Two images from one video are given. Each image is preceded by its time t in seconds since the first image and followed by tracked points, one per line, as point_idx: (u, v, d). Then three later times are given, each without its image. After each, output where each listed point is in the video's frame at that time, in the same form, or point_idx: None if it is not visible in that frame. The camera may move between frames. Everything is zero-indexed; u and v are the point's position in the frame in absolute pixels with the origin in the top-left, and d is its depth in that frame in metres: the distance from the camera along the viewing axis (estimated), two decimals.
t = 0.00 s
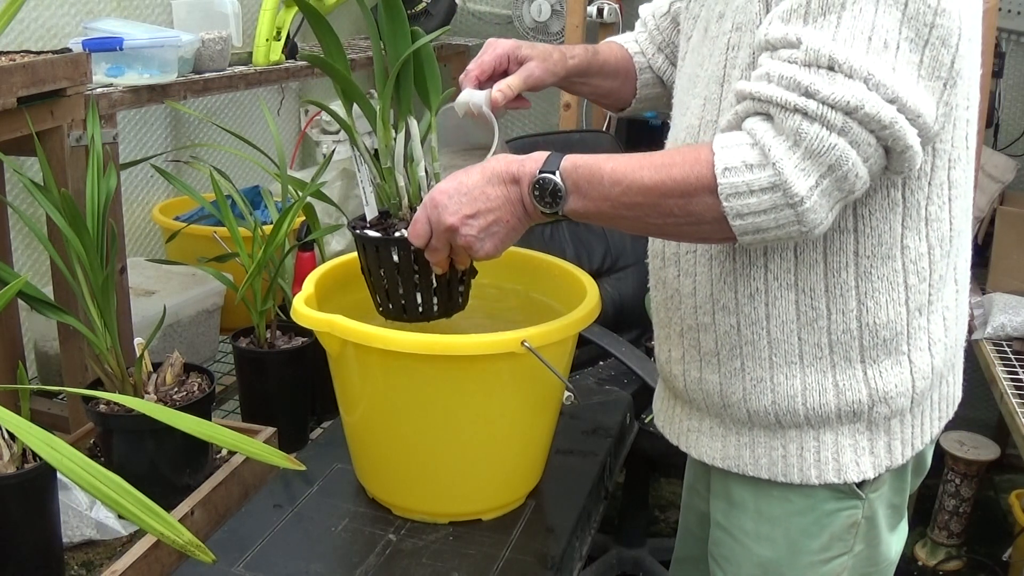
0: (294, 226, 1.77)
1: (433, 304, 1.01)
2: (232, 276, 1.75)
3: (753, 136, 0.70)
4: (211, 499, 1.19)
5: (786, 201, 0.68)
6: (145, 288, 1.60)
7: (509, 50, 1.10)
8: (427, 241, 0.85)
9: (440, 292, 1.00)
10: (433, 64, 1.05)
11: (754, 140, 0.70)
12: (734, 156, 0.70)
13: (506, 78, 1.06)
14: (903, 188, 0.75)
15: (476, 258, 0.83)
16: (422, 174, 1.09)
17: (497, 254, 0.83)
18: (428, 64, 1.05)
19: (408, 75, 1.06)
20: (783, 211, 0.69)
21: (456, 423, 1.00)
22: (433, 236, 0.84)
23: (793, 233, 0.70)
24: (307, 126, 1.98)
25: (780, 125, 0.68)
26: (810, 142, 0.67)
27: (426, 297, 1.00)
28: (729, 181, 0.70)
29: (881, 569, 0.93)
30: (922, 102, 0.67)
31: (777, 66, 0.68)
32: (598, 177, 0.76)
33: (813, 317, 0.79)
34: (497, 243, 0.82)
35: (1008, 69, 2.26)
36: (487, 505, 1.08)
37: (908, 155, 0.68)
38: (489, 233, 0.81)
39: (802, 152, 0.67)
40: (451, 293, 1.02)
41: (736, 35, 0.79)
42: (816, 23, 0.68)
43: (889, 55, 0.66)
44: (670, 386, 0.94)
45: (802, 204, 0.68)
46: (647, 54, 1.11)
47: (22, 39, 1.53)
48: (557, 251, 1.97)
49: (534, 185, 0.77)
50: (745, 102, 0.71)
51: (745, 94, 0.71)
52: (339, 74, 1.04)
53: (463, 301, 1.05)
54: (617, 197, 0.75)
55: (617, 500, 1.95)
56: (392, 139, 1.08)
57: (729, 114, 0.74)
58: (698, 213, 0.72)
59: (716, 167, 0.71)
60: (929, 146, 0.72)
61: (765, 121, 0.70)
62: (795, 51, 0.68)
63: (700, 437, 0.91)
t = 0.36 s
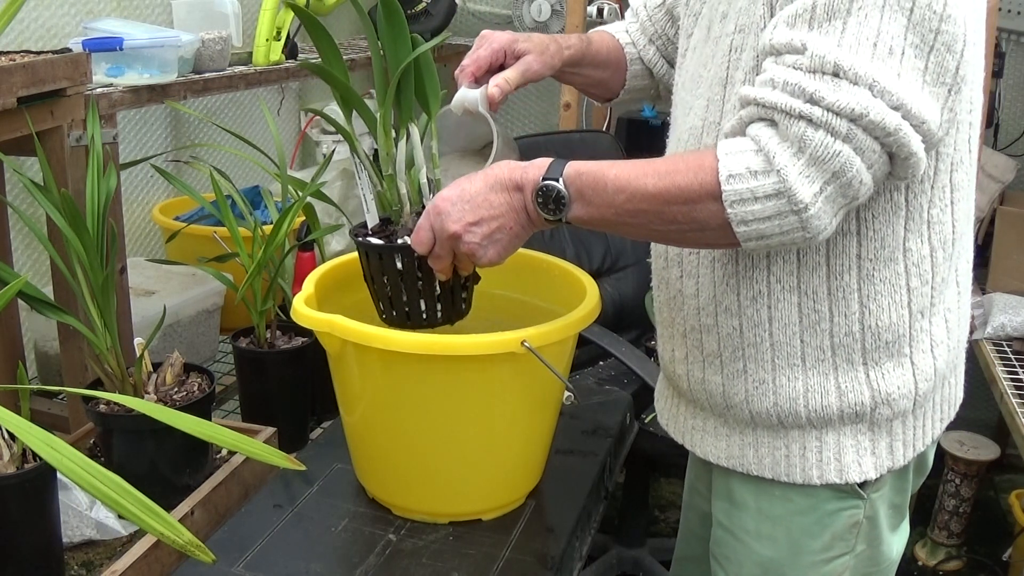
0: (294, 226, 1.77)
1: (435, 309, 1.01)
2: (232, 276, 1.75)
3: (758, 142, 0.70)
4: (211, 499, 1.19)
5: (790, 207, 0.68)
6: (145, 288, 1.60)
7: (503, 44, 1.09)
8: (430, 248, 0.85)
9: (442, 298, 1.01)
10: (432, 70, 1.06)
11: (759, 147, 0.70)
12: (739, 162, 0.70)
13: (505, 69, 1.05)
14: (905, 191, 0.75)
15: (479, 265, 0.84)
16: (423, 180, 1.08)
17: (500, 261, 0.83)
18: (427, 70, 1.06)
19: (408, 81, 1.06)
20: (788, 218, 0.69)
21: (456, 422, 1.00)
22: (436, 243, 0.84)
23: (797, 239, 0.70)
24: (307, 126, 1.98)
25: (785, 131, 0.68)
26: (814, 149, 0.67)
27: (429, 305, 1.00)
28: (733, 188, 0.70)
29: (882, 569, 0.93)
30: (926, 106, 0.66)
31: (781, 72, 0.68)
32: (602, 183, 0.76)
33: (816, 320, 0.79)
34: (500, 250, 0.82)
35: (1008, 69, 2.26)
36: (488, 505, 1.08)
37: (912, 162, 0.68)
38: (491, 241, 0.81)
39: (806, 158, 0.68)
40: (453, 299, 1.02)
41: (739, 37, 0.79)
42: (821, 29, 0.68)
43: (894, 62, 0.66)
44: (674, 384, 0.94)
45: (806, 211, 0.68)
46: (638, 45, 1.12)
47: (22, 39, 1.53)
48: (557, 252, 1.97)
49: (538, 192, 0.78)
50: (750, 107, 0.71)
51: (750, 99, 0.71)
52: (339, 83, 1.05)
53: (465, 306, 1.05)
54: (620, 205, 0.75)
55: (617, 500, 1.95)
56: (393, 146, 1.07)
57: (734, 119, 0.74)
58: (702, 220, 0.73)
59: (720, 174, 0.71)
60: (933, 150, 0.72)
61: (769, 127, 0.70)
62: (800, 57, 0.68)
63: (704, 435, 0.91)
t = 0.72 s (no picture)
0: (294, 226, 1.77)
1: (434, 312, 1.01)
2: (233, 276, 1.75)
3: (759, 144, 0.70)
4: (211, 499, 1.19)
5: (792, 209, 0.68)
6: (145, 288, 1.60)
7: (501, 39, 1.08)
8: (430, 251, 0.85)
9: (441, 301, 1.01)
10: (434, 74, 1.05)
11: (760, 149, 0.70)
12: (740, 164, 0.70)
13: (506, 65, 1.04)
14: (907, 192, 0.75)
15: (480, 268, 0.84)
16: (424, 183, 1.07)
17: (501, 263, 0.83)
18: (429, 73, 1.05)
19: (411, 84, 1.06)
20: (789, 219, 0.69)
21: (456, 422, 1.00)
22: (437, 246, 0.84)
23: (798, 241, 0.70)
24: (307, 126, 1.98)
25: (786, 133, 0.68)
26: (816, 150, 0.67)
27: (429, 308, 1.00)
28: (734, 190, 0.70)
29: (883, 569, 0.93)
30: (928, 107, 0.66)
31: (783, 73, 0.68)
32: (603, 186, 0.76)
33: (818, 321, 0.79)
34: (501, 253, 0.82)
35: (1008, 68, 2.26)
36: (488, 505, 1.08)
37: (913, 163, 0.68)
38: (492, 244, 0.81)
39: (807, 160, 0.68)
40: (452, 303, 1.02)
41: (740, 37, 0.79)
42: (822, 29, 0.68)
43: (896, 63, 0.66)
44: (675, 386, 0.94)
45: (808, 212, 0.68)
46: (634, 41, 1.12)
47: (22, 39, 1.53)
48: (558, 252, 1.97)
49: (538, 195, 0.78)
50: (751, 108, 0.71)
51: (751, 100, 0.71)
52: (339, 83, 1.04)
53: (466, 309, 1.05)
54: (621, 207, 0.75)
55: (617, 500, 1.95)
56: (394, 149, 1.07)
57: (735, 121, 0.74)
58: (703, 222, 0.72)
59: (721, 176, 0.71)
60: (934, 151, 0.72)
61: (770, 128, 0.70)
62: (801, 58, 0.68)
63: (705, 437, 0.91)
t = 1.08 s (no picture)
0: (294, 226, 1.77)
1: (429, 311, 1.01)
2: (232, 276, 1.75)
3: (756, 140, 0.70)
4: (211, 499, 1.19)
5: (789, 205, 0.68)
6: (144, 288, 1.60)
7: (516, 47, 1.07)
8: (425, 247, 0.85)
9: (436, 299, 1.00)
10: (430, 71, 1.08)
11: (757, 145, 0.70)
12: (737, 160, 0.70)
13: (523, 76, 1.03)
14: (906, 191, 0.75)
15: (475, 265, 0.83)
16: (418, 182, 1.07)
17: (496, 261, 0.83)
18: (424, 70, 1.08)
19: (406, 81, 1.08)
20: (786, 215, 0.69)
21: (456, 422, 1.00)
22: (431, 242, 0.83)
23: (796, 237, 0.70)
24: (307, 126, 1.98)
25: (783, 128, 0.68)
26: (813, 146, 0.67)
27: (423, 307, 1.00)
28: (732, 186, 0.70)
29: (883, 570, 0.93)
30: (926, 105, 0.66)
31: (780, 70, 0.68)
32: (599, 183, 0.76)
33: (816, 320, 0.79)
34: (496, 250, 0.82)
35: (1008, 68, 2.26)
36: (488, 505, 1.08)
37: (911, 160, 0.68)
38: (487, 240, 0.81)
39: (805, 156, 0.68)
40: (447, 301, 1.02)
41: (739, 36, 0.79)
42: (820, 26, 0.68)
43: (895, 60, 0.66)
44: (673, 388, 0.94)
45: (805, 208, 0.68)
46: (641, 45, 1.12)
47: (22, 39, 1.53)
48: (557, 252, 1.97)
49: (534, 191, 0.77)
50: (748, 105, 0.71)
51: (748, 97, 0.71)
52: (337, 80, 1.04)
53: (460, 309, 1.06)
54: (618, 203, 0.75)
55: (617, 500, 1.95)
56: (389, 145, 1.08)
57: (732, 118, 0.74)
58: (700, 219, 0.72)
59: (718, 172, 0.71)
60: (932, 150, 0.72)
61: (767, 124, 0.70)
62: (799, 54, 0.68)
63: (702, 439, 0.91)
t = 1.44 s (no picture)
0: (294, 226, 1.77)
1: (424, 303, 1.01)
2: (232, 276, 1.75)
3: (750, 132, 0.70)
4: (211, 499, 1.19)
5: (782, 196, 0.68)
6: (144, 288, 1.60)
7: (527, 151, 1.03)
8: (419, 239, 0.85)
9: (431, 291, 1.00)
10: (425, 62, 1.07)
11: (751, 136, 0.70)
12: (731, 151, 0.70)
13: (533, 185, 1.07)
14: (904, 187, 0.75)
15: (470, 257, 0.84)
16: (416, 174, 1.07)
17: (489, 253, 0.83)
18: (420, 62, 1.07)
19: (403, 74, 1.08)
20: (779, 207, 0.69)
21: (456, 423, 1.00)
22: (426, 233, 0.84)
23: (789, 230, 0.70)
24: (307, 126, 1.98)
25: (777, 120, 0.68)
26: (806, 137, 0.67)
27: (417, 299, 1.00)
28: (725, 176, 0.70)
29: (883, 569, 0.93)
30: (921, 99, 0.66)
31: (774, 62, 0.68)
32: (594, 174, 0.76)
33: (815, 317, 0.79)
34: (490, 241, 0.82)
35: (1008, 69, 2.26)
36: (487, 505, 1.08)
37: (905, 153, 0.68)
38: (481, 232, 0.81)
39: (798, 147, 0.68)
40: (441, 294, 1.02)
41: (736, 35, 0.79)
42: (814, 19, 0.68)
43: (889, 53, 0.66)
44: (670, 390, 0.94)
45: (799, 200, 0.68)
46: (642, 75, 1.08)
47: (22, 39, 1.53)
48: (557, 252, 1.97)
49: (529, 182, 0.78)
50: (742, 98, 0.71)
51: (742, 90, 0.71)
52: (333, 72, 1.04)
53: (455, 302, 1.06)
54: (612, 194, 0.75)
55: (617, 500, 1.95)
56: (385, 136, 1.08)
57: (727, 112, 0.74)
58: (695, 211, 0.72)
59: (711, 163, 0.71)
60: (928, 145, 0.72)
61: (761, 116, 0.70)
62: (792, 47, 0.68)
63: (699, 441, 0.91)
